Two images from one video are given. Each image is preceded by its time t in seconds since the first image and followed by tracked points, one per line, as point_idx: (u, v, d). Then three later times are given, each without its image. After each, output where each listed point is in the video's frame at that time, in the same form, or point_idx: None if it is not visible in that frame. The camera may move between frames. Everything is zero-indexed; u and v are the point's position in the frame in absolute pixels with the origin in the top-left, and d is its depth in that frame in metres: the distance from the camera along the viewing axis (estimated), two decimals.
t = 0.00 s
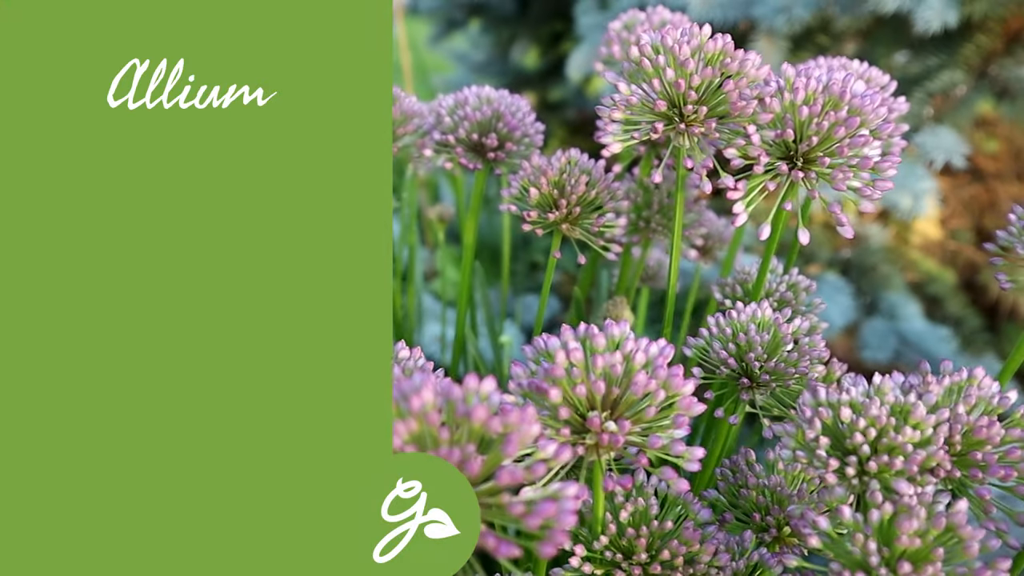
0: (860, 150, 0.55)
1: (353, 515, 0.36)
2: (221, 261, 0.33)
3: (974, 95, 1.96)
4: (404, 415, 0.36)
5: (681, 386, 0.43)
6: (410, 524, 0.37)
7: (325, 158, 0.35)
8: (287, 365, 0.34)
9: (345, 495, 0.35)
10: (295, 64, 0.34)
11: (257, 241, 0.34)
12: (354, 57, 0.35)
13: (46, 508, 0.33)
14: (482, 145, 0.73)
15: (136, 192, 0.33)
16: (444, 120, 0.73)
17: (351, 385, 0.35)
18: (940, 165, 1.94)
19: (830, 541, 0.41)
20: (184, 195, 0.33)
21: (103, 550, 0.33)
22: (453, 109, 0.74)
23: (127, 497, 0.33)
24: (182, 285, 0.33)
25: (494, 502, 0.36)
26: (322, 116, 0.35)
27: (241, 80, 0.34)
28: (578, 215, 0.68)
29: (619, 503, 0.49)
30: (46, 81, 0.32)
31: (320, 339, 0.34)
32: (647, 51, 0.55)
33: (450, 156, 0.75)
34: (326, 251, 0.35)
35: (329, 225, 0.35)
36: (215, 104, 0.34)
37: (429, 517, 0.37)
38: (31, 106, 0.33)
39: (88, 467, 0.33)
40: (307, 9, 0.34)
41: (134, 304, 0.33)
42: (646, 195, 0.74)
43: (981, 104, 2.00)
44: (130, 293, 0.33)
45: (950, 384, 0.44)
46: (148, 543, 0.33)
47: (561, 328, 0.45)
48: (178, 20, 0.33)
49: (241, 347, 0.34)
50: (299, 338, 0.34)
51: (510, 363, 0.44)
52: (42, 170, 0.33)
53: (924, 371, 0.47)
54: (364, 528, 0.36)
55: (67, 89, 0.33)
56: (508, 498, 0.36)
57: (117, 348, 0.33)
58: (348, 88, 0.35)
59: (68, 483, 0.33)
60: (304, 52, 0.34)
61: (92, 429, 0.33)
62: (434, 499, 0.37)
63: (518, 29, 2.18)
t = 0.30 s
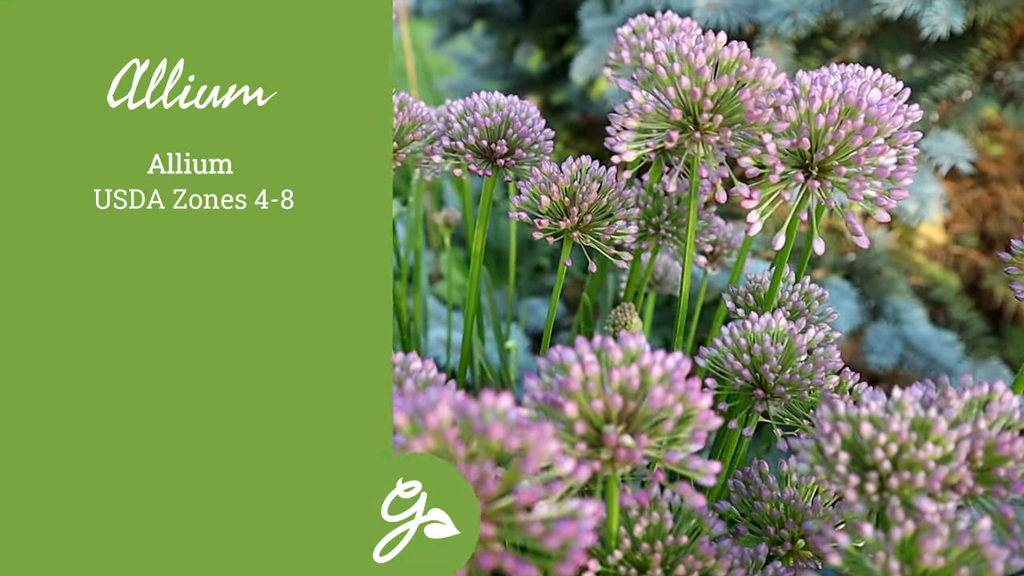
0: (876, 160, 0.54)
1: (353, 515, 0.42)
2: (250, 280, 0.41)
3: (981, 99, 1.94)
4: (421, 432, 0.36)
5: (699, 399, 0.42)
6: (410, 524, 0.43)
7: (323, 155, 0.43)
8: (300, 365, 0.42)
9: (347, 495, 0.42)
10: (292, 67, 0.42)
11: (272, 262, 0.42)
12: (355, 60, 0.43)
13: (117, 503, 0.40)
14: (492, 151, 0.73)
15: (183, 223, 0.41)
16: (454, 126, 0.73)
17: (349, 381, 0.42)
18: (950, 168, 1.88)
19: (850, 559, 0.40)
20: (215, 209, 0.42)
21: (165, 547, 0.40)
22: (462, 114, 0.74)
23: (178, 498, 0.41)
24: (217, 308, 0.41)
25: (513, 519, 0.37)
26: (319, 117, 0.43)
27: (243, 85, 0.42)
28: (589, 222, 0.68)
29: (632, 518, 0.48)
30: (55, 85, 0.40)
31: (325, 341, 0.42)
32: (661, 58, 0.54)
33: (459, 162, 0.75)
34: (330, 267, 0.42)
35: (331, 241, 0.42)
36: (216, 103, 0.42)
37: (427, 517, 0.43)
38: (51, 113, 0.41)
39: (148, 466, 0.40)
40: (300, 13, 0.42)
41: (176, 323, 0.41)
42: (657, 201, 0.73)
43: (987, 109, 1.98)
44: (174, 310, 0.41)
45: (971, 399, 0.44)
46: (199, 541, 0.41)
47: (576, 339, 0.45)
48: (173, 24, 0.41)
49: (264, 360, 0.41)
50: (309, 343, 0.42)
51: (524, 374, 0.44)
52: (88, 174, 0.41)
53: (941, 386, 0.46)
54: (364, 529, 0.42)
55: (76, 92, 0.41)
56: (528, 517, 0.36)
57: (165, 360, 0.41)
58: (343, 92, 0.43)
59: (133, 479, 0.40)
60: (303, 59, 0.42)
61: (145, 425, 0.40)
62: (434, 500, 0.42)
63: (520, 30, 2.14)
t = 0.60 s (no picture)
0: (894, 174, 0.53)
1: (353, 514, 0.42)
2: (252, 287, 0.42)
3: (991, 104, 1.91)
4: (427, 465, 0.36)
5: (710, 426, 0.41)
6: (410, 525, 0.43)
7: (324, 159, 0.43)
8: (303, 368, 0.42)
9: (347, 495, 0.42)
10: (290, 66, 0.42)
11: (273, 263, 0.42)
12: (354, 65, 0.43)
13: (119, 503, 0.40)
14: (498, 163, 0.72)
15: (183, 223, 0.42)
16: (460, 137, 0.72)
17: (353, 393, 0.42)
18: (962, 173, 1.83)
19: None
20: (215, 210, 0.42)
21: (166, 551, 0.40)
22: (467, 125, 0.73)
23: (180, 496, 0.40)
24: (222, 308, 0.41)
25: (520, 557, 0.36)
26: (318, 117, 0.43)
27: (241, 82, 0.42)
28: (597, 236, 0.67)
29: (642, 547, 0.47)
30: (56, 85, 0.40)
31: (325, 344, 0.42)
32: (671, 72, 0.53)
33: (464, 172, 0.74)
34: (335, 270, 0.43)
35: (334, 245, 0.43)
36: (216, 103, 0.42)
37: (428, 517, 0.42)
38: (53, 112, 0.41)
39: (149, 465, 0.40)
40: (300, 13, 0.42)
41: (183, 319, 0.41)
42: (664, 214, 0.73)
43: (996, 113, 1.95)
44: (179, 308, 0.41)
45: (991, 426, 0.42)
46: (201, 540, 0.40)
47: (583, 365, 0.44)
48: (173, 23, 0.41)
49: (267, 365, 0.42)
50: (312, 346, 0.42)
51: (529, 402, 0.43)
52: (88, 174, 0.41)
53: (963, 415, 0.45)
54: (364, 529, 0.42)
55: (76, 92, 0.41)
56: (535, 554, 0.35)
57: (170, 357, 0.41)
58: (344, 97, 0.43)
59: (134, 479, 0.40)
60: (303, 61, 0.43)
61: (147, 425, 0.40)
62: (434, 499, 0.41)
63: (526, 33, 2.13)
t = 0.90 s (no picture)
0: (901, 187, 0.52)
1: (353, 514, 0.43)
2: (252, 289, 0.42)
3: (1000, 109, 1.89)
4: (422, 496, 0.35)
5: (714, 452, 0.39)
6: (410, 524, 0.43)
7: (324, 157, 0.44)
8: (304, 373, 0.43)
9: (347, 495, 0.43)
10: (290, 66, 0.43)
11: (273, 267, 0.43)
12: (354, 65, 0.44)
13: (122, 501, 0.40)
14: (499, 173, 0.70)
15: (183, 223, 0.42)
16: (460, 147, 0.71)
17: (354, 402, 0.43)
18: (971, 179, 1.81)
19: None
20: (215, 210, 0.42)
21: (164, 558, 0.40)
22: (468, 135, 0.72)
23: (183, 496, 0.41)
24: (221, 312, 0.42)
25: None
26: (318, 115, 0.44)
27: (241, 82, 0.42)
28: (600, 249, 0.66)
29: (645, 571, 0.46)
30: (55, 81, 0.40)
31: (325, 348, 0.43)
32: (675, 84, 0.51)
33: (465, 183, 0.72)
34: (335, 273, 0.44)
35: (332, 248, 0.43)
36: (216, 103, 0.42)
37: (428, 517, 0.43)
38: (52, 112, 0.41)
39: (155, 466, 0.41)
40: (301, 13, 0.43)
41: (182, 323, 0.41)
42: (668, 226, 0.71)
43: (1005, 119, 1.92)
44: (178, 311, 0.41)
45: (1005, 452, 0.41)
46: (203, 539, 0.41)
47: (585, 387, 0.43)
48: (175, 23, 0.41)
49: (267, 370, 0.42)
50: (314, 351, 0.43)
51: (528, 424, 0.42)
52: (87, 175, 0.41)
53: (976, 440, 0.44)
54: (364, 528, 0.43)
55: (74, 92, 0.41)
56: None
57: (170, 360, 0.41)
58: (343, 99, 0.44)
59: (137, 472, 0.41)
60: (303, 62, 0.43)
61: (153, 409, 0.41)
62: (434, 499, 0.43)
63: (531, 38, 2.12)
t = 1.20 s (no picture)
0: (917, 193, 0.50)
1: (353, 514, 0.42)
2: (252, 291, 0.41)
3: (1004, 114, 1.87)
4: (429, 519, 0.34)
5: (730, 466, 0.38)
6: (410, 525, 0.43)
7: (324, 159, 0.43)
8: (303, 374, 0.42)
9: (347, 494, 0.42)
10: (291, 66, 0.42)
11: (274, 267, 0.42)
12: (354, 65, 0.43)
13: (124, 505, 0.39)
14: (503, 177, 0.69)
15: (183, 223, 0.41)
16: (463, 150, 0.70)
17: (352, 404, 0.42)
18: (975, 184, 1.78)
19: None
20: (215, 210, 0.41)
21: (164, 566, 0.39)
22: (472, 138, 0.70)
23: (183, 500, 0.40)
24: (220, 313, 0.41)
25: None
26: (318, 117, 0.43)
27: (241, 82, 0.41)
28: (607, 254, 0.64)
29: None
30: (52, 76, 0.39)
31: (325, 349, 0.42)
32: (687, 86, 0.50)
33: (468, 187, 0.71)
34: (333, 275, 0.43)
35: (330, 251, 0.43)
36: (216, 103, 0.41)
37: (428, 517, 0.43)
38: (52, 112, 0.40)
39: (156, 468, 0.40)
40: (303, 14, 0.41)
41: (181, 324, 0.40)
42: (676, 230, 0.70)
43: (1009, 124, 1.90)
44: (177, 312, 0.40)
45: None
46: (203, 540, 0.40)
47: (595, 399, 0.41)
48: (175, 22, 0.40)
49: (267, 374, 0.41)
50: (313, 352, 0.42)
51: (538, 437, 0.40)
52: (86, 173, 0.40)
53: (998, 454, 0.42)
54: (364, 528, 0.42)
55: (73, 90, 0.40)
56: None
57: (169, 361, 0.40)
58: (343, 101, 0.43)
59: (137, 476, 0.40)
60: (303, 62, 0.42)
61: (153, 412, 0.40)
62: (434, 499, 0.42)
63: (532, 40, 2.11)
